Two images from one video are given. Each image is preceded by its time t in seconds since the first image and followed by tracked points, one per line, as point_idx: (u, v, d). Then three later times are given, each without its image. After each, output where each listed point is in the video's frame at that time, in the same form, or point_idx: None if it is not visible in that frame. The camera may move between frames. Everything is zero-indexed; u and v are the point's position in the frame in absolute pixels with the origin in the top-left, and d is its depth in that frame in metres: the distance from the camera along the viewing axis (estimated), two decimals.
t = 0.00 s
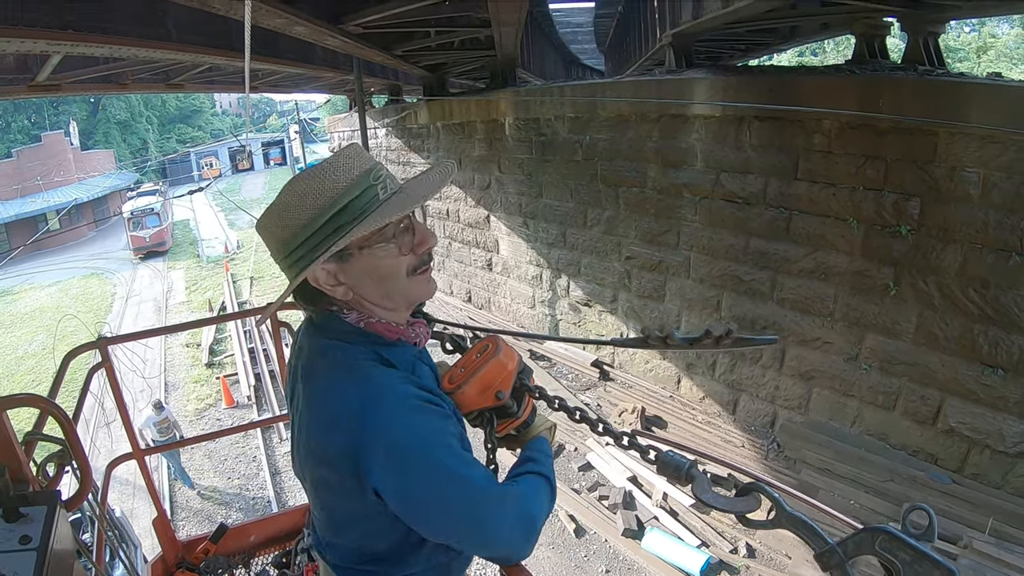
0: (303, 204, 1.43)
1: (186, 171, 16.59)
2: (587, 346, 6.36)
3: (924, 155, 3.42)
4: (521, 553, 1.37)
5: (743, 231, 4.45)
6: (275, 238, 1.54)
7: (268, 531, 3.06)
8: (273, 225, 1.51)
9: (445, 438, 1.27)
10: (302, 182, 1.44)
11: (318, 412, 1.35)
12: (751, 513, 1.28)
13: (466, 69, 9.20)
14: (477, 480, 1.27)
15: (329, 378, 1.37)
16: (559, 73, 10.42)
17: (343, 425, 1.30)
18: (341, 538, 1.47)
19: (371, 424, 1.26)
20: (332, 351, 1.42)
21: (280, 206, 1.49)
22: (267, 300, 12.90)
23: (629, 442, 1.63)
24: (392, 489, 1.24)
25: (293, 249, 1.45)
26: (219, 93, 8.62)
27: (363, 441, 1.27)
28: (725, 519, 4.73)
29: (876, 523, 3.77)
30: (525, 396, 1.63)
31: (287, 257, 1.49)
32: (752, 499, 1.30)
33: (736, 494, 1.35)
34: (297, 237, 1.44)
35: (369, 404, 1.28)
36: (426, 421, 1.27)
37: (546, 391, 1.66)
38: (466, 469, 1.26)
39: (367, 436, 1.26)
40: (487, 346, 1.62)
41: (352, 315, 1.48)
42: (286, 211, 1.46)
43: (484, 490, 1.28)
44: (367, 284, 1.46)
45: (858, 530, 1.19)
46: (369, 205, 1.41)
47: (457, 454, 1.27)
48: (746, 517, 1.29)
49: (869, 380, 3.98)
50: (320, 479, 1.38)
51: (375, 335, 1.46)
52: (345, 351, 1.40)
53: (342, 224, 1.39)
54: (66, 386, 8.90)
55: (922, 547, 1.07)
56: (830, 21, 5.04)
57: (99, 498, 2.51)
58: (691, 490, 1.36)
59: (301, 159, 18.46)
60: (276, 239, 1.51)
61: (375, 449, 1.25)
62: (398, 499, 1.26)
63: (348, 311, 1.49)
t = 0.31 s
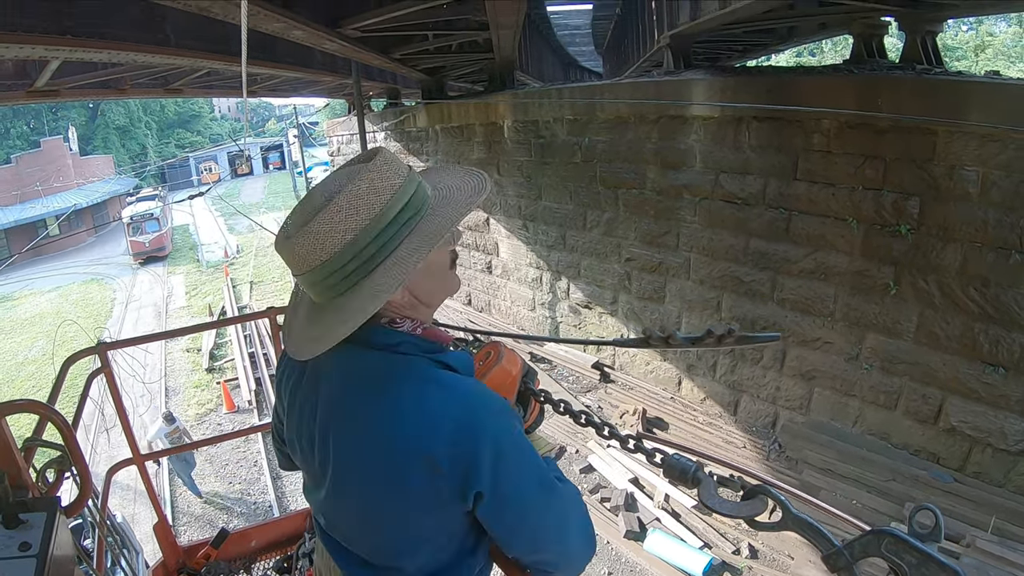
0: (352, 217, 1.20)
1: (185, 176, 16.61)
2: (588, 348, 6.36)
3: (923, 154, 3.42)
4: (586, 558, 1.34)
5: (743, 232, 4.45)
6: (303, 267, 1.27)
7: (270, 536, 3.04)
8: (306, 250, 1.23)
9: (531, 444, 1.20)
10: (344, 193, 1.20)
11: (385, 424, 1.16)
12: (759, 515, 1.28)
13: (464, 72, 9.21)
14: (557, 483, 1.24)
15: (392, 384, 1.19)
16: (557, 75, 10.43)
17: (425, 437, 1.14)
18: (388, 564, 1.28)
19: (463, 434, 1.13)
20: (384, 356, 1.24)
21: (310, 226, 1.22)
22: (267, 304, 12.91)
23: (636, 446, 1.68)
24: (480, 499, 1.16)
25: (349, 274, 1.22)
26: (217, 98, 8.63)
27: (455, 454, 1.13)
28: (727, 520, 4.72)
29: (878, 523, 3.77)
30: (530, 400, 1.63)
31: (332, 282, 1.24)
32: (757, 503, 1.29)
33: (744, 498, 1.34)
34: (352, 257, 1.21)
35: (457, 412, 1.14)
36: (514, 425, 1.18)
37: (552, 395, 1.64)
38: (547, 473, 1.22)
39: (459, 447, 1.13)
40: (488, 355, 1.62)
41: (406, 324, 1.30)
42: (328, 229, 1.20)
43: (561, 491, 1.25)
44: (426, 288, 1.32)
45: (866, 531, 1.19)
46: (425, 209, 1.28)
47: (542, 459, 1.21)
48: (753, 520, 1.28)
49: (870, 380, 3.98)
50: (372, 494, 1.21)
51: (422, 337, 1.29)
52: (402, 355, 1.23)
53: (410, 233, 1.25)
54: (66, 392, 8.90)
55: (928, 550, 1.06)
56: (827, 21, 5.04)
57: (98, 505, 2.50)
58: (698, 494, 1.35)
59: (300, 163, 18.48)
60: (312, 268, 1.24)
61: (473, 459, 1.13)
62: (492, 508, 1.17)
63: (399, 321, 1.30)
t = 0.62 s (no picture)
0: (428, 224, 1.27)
1: (184, 177, 16.60)
2: (588, 346, 6.36)
3: (922, 149, 3.42)
4: (594, 550, 1.47)
5: (743, 229, 4.45)
6: (369, 274, 1.27)
7: (271, 536, 3.04)
8: (383, 255, 1.24)
9: (563, 457, 1.28)
10: (418, 200, 1.26)
11: (429, 448, 1.20)
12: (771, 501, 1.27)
13: (463, 71, 9.20)
14: (579, 488, 1.35)
15: (434, 410, 1.22)
16: (556, 73, 10.42)
17: (474, 462, 1.18)
18: None
19: (510, 458, 1.19)
20: (422, 378, 1.28)
21: (387, 231, 1.24)
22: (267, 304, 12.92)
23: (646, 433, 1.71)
24: (520, 512, 1.24)
25: (421, 282, 1.29)
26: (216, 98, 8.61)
27: (501, 477, 1.19)
28: (729, 517, 4.71)
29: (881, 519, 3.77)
30: (541, 391, 1.63)
31: (405, 289, 1.28)
32: (768, 491, 1.26)
33: (754, 485, 1.32)
34: (425, 263, 1.29)
35: (503, 433, 1.19)
36: (550, 440, 1.26)
37: (561, 386, 1.66)
38: (573, 480, 1.32)
39: (506, 471, 1.19)
40: (494, 350, 1.59)
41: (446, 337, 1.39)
42: (409, 235, 1.25)
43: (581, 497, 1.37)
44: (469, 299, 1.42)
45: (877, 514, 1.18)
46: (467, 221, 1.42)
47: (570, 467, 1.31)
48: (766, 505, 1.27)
49: (871, 376, 3.98)
50: (410, 518, 1.23)
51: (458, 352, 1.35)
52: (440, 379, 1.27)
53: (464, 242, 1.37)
54: (67, 393, 8.90)
55: (938, 535, 1.06)
56: (826, 17, 5.03)
57: (99, 506, 2.49)
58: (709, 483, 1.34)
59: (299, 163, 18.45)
60: (388, 273, 1.26)
61: (518, 481, 1.20)
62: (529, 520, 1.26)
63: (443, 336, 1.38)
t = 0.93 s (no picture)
0: (463, 217, 1.36)
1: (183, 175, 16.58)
2: (589, 342, 6.35)
3: (922, 143, 3.41)
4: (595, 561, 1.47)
5: (743, 224, 4.45)
6: (398, 237, 1.32)
7: (272, 535, 3.05)
8: (414, 222, 1.31)
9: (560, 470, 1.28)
10: (465, 193, 1.35)
11: (423, 461, 1.20)
12: (769, 503, 1.28)
13: (461, 67, 9.18)
14: (578, 500, 1.35)
15: (430, 421, 1.22)
16: (554, 69, 10.40)
17: (469, 476, 1.18)
18: None
19: (506, 473, 1.19)
20: (418, 388, 1.28)
21: (428, 203, 1.31)
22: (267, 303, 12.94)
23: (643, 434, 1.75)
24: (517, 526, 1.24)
25: (437, 264, 1.34)
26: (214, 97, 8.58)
27: (496, 491, 1.19)
28: (731, 512, 4.71)
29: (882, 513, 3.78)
30: (540, 392, 1.65)
31: (425, 264, 1.33)
32: (766, 494, 1.29)
33: (753, 487, 1.34)
34: (451, 250, 1.35)
35: (498, 447, 1.19)
36: (547, 455, 1.25)
37: (559, 387, 1.66)
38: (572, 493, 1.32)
39: (501, 486, 1.19)
40: (490, 354, 1.58)
41: (441, 345, 1.39)
42: (447, 217, 1.33)
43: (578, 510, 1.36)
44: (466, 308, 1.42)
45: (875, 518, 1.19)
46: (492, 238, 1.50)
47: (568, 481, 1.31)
48: (764, 508, 1.28)
49: (872, 370, 3.99)
50: (405, 529, 1.24)
51: (451, 360, 1.33)
52: (438, 389, 1.27)
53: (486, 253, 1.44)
54: (68, 393, 8.91)
55: (936, 541, 1.07)
56: (826, 10, 5.01)
57: (99, 507, 2.50)
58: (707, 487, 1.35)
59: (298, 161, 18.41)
60: (413, 243, 1.32)
61: (512, 497, 1.20)
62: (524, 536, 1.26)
63: (438, 342, 1.39)
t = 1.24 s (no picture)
0: (462, 210, 1.37)
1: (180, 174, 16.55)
2: (588, 339, 6.35)
3: (920, 138, 3.41)
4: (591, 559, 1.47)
5: (741, 220, 4.45)
6: (402, 236, 1.32)
7: (271, 534, 3.06)
8: (416, 219, 1.31)
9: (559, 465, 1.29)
10: (462, 185, 1.36)
11: (426, 454, 1.20)
12: (769, 509, 1.29)
13: (458, 64, 9.16)
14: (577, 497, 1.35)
15: (433, 415, 1.22)
16: (552, 65, 10.38)
17: (470, 469, 1.18)
18: None
19: (506, 467, 1.19)
20: (421, 382, 1.28)
21: (429, 198, 1.31)
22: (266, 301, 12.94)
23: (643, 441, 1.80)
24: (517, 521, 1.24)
25: (443, 258, 1.35)
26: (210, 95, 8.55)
27: (497, 484, 1.19)
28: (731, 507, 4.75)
29: (881, 508, 3.78)
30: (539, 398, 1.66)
31: (431, 259, 1.34)
32: (766, 497, 1.30)
33: (752, 493, 1.34)
34: (454, 243, 1.37)
35: (500, 440, 1.20)
36: (547, 449, 1.26)
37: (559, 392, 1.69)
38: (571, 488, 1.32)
39: (502, 480, 1.19)
40: (494, 353, 1.60)
41: (444, 338, 1.43)
42: (447, 211, 1.34)
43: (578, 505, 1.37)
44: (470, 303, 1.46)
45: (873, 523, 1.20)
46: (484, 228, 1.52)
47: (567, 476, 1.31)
48: (764, 513, 1.29)
49: (871, 365, 3.99)
50: (406, 522, 1.24)
51: (454, 354, 1.34)
52: (440, 382, 1.27)
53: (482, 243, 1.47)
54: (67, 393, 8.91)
55: (934, 543, 1.08)
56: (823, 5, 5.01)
57: (98, 507, 2.50)
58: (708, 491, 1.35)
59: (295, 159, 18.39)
60: (418, 240, 1.32)
61: (513, 490, 1.20)
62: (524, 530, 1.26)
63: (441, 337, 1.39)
